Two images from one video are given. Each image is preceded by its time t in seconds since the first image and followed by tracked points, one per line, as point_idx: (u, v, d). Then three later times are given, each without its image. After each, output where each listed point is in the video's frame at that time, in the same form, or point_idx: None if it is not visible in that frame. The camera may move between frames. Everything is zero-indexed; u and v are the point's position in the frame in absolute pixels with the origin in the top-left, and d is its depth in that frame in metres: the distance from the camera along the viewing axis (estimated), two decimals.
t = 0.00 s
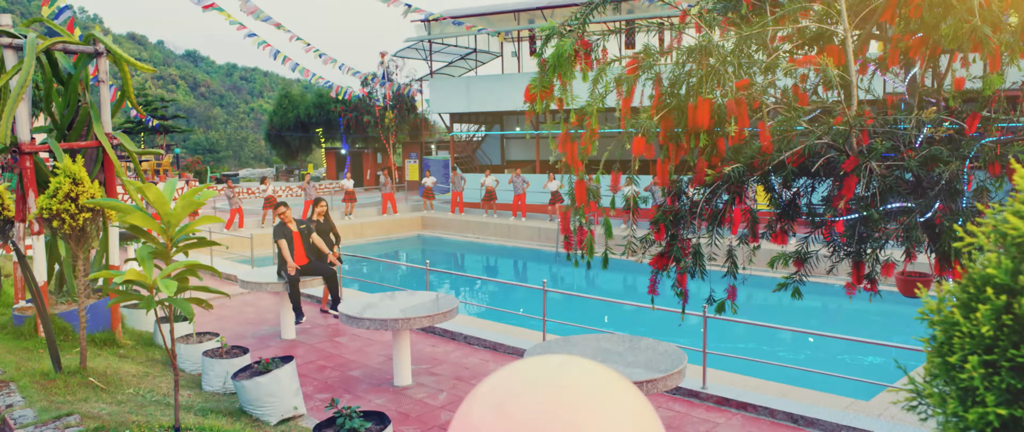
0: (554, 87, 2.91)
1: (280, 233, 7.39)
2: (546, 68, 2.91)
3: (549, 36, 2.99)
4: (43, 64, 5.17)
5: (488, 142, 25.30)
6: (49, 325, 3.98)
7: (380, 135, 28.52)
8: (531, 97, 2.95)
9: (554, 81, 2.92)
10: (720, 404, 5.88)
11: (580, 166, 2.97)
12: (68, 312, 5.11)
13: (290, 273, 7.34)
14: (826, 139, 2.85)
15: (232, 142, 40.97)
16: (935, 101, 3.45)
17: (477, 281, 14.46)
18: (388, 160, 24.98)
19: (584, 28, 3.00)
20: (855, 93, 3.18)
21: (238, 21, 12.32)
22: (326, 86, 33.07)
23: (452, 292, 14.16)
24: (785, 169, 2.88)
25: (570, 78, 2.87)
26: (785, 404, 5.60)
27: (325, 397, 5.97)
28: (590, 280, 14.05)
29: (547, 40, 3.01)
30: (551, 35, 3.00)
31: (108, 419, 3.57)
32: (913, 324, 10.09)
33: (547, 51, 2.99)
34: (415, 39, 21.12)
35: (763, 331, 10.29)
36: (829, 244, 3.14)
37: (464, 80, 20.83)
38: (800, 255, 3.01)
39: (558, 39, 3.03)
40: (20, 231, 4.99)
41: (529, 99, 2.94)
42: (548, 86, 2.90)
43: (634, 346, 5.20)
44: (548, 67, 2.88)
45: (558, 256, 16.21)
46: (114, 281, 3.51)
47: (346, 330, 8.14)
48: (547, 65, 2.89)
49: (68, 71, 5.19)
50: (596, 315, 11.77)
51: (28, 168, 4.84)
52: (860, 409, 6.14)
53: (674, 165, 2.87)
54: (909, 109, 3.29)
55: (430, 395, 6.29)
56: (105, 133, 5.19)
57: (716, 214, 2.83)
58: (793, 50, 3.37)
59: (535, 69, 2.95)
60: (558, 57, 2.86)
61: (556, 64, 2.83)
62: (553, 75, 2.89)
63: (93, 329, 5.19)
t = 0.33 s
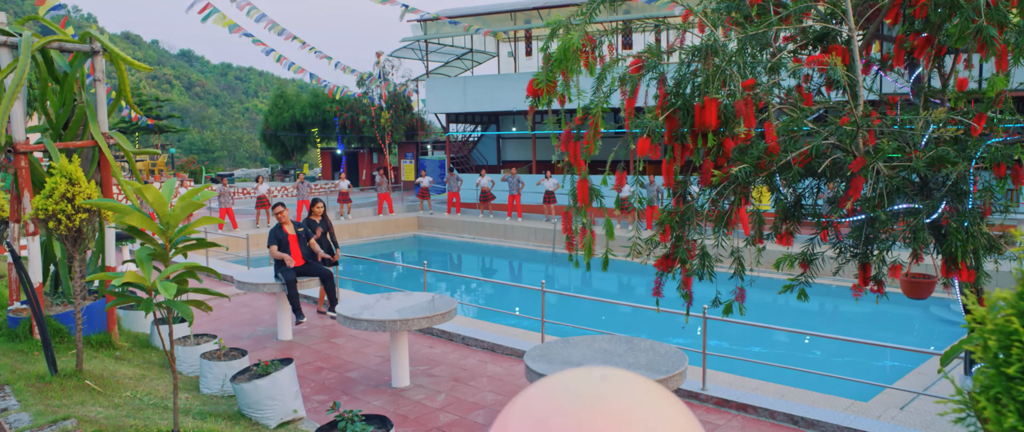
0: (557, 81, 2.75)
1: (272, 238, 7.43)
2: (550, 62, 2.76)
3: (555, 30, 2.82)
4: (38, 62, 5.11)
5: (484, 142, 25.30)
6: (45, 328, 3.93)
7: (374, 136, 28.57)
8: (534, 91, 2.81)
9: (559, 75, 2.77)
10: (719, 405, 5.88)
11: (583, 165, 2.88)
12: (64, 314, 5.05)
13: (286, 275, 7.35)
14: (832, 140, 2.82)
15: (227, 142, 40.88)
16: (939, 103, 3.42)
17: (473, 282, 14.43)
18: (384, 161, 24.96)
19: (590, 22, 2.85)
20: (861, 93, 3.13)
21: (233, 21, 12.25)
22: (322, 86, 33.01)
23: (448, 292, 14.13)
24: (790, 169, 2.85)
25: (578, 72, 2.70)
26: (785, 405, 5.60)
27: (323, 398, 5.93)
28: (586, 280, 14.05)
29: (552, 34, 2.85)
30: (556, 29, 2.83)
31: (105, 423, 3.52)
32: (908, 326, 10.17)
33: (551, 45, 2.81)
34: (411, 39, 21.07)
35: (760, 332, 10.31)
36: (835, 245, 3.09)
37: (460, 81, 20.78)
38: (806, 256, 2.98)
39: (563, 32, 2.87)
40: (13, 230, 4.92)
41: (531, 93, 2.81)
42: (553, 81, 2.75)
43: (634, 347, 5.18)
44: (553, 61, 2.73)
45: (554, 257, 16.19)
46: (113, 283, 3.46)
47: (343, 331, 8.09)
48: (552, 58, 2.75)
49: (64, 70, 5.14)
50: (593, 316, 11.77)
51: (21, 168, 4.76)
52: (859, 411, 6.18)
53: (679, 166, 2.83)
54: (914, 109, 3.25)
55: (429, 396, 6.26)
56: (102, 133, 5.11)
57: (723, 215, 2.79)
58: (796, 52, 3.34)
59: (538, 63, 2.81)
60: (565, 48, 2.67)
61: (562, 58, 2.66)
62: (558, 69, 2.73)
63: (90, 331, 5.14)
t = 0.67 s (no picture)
0: (562, 80, 2.72)
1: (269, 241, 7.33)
2: (557, 61, 2.73)
3: (562, 29, 2.80)
4: (34, 62, 5.06)
5: (480, 143, 25.27)
6: (42, 332, 3.87)
7: (371, 136, 28.59)
8: (539, 89, 2.79)
9: (566, 74, 2.74)
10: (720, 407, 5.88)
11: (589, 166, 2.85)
12: (61, 317, 4.99)
13: (285, 276, 7.30)
14: (841, 141, 2.80)
15: (222, 143, 40.79)
16: (945, 104, 3.40)
17: (469, 282, 14.39)
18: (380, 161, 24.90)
19: (598, 21, 2.81)
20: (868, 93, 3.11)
21: (229, 20, 12.19)
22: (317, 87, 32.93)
23: (445, 294, 14.08)
24: (798, 171, 2.84)
25: (585, 70, 2.67)
26: (787, 407, 5.60)
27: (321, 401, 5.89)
28: (583, 282, 14.04)
29: (560, 32, 2.81)
30: (565, 27, 2.80)
31: (102, 428, 3.47)
32: (906, 327, 10.18)
33: (557, 44, 2.78)
34: (407, 40, 21.05)
35: (758, 334, 10.31)
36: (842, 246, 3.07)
37: (457, 81, 20.74)
38: (813, 259, 2.97)
39: (571, 31, 2.84)
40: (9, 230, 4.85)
41: (537, 92, 2.78)
42: (561, 79, 2.71)
43: (636, 349, 5.15)
44: (560, 59, 2.71)
45: (551, 258, 16.16)
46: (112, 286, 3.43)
47: (341, 332, 8.05)
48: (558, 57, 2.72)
49: (60, 70, 5.09)
50: (590, 317, 11.75)
51: (17, 167, 4.70)
52: (860, 413, 6.19)
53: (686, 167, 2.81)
54: (922, 110, 3.22)
55: (428, 399, 6.22)
56: (98, 134, 5.07)
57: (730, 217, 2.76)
58: (802, 52, 3.30)
59: (545, 62, 2.79)
60: (573, 45, 2.64)
61: (571, 57, 2.64)
62: (565, 67, 2.70)
63: (87, 333, 5.08)
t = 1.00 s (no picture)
0: (571, 81, 2.68)
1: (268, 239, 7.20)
2: (565, 62, 2.70)
3: (571, 29, 2.75)
4: (30, 60, 5.00)
5: (477, 144, 25.22)
6: (38, 336, 3.80)
7: (367, 137, 28.55)
8: (549, 92, 2.74)
9: (574, 75, 2.71)
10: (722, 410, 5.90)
11: (597, 169, 2.81)
12: (58, 320, 4.93)
13: (281, 278, 7.20)
14: (851, 141, 2.77)
15: (218, 143, 40.70)
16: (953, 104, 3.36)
17: (467, 283, 14.37)
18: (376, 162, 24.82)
19: (606, 21, 2.77)
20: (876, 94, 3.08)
21: (225, 19, 12.12)
22: (313, 87, 32.86)
23: (441, 294, 14.05)
24: (807, 171, 2.80)
25: (595, 71, 2.62)
26: (789, 409, 5.63)
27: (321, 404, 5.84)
28: (580, 283, 14.02)
29: (568, 33, 2.77)
30: (572, 28, 2.76)
31: None
32: (905, 328, 10.17)
33: (565, 45, 2.74)
34: (404, 40, 21.03)
35: (757, 335, 10.30)
36: (852, 248, 3.04)
37: (454, 82, 20.69)
38: (823, 261, 2.93)
39: (578, 32, 2.80)
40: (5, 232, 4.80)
41: (545, 94, 2.74)
42: (570, 81, 2.68)
43: (638, 352, 5.12)
44: (570, 60, 2.67)
45: (548, 259, 16.12)
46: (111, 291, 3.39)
47: (340, 334, 7.99)
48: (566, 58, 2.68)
49: (57, 68, 5.03)
50: (588, 319, 11.72)
51: (13, 168, 4.65)
52: (862, 414, 6.19)
53: (695, 168, 2.77)
54: (930, 110, 3.18)
55: (428, 401, 6.17)
56: (96, 134, 5.01)
57: (740, 217, 2.72)
58: (810, 53, 3.25)
59: (553, 65, 2.75)
60: (582, 47, 2.60)
61: (580, 59, 2.61)
62: (575, 69, 2.66)
63: (84, 336, 5.02)
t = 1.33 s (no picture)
0: (582, 81, 2.64)
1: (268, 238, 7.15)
2: (577, 61, 2.66)
3: (582, 28, 2.71)
4: (29, 58, 4.94)
5: (475, 144, 25.14)
6: (38, 339, 3.72)
7: (365, 136, 28.45)
8: (561, 92, 2.70)
9: (586, 74, 2.67)
10: (726, 412, 5.89)
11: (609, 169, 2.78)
12: (58, 321, 4.87)
13: (282, 277, 7.13)
14: (866, 141, 2.73)
15: (214, 143, 40.57)
16: (968, 105, 3.31)
17: (465, 284, 14.34)
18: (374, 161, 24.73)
19: (619, 20, 2.72)
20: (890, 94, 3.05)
21: (224, 19, 12.06)
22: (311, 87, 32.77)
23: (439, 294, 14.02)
24: (823, 172, 2.75)
25: (609, 70, 2.58)
26: (794, 411, 5.62)
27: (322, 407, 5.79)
28: (580, 283, 14.00)
29: (579, 31, 2.73)
30: (584, 27, 2.71)
31: None
32: (907, 329, 10.12)
33: (577, 44, 2.70)
34: (402, 39, 20.99)
35: (756, 336, 10.27)
36: (868, 249, 3.01)
37: (452, 81, 20.62)
38: (837, 262, 2.89)
39: (591, 30, 2.76)
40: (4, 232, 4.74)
41: (557, 94, 2.71)
42: (583, 81, 2.64)
43: (643, 353, 5.07)
44: (581, 59, 2.63)
45: (547, 259, 16.06)
46: (116, 293, 3.36)
47: (340, 335, 7.94)
48: (578, 58, 2.65)
49: (56, 66, 4.97)
50: (587, 319, 11.69)
51: (12, 168, 4.59)
52: (867, 416, 6.17)
53: (709, 168, 2.73)
54: (944, 110, 3.13)
55: (430, 403, 6.12)
56: (96, 133, 4.96)
57: (755, 218, 2.68)
58: (822, 52, 3.20)
59: (564, 64, 2.71)
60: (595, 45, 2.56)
61: (592, 58, 2.56)
62: (587, 69, 2.63)
63: (83, 339, 4.96)
